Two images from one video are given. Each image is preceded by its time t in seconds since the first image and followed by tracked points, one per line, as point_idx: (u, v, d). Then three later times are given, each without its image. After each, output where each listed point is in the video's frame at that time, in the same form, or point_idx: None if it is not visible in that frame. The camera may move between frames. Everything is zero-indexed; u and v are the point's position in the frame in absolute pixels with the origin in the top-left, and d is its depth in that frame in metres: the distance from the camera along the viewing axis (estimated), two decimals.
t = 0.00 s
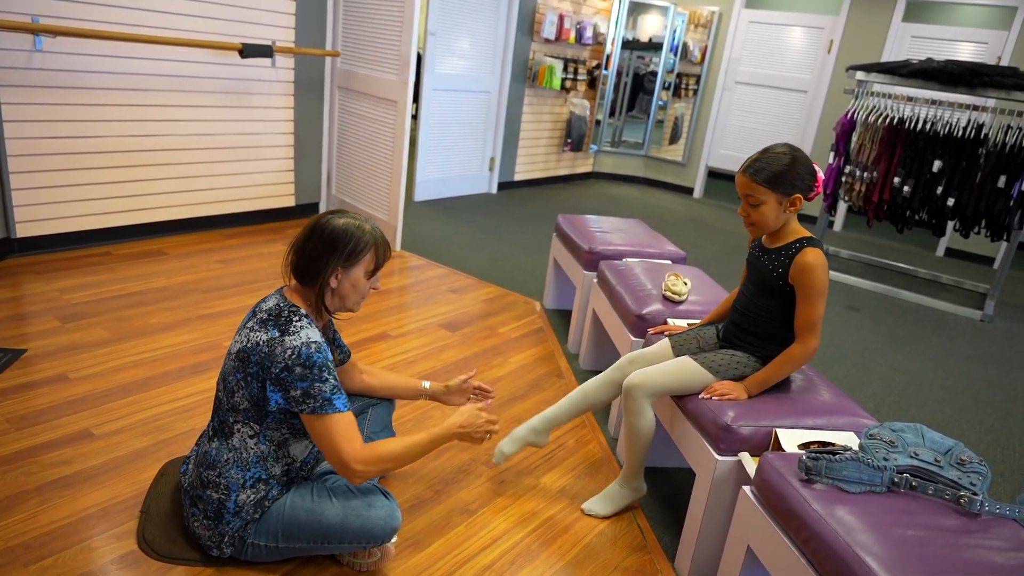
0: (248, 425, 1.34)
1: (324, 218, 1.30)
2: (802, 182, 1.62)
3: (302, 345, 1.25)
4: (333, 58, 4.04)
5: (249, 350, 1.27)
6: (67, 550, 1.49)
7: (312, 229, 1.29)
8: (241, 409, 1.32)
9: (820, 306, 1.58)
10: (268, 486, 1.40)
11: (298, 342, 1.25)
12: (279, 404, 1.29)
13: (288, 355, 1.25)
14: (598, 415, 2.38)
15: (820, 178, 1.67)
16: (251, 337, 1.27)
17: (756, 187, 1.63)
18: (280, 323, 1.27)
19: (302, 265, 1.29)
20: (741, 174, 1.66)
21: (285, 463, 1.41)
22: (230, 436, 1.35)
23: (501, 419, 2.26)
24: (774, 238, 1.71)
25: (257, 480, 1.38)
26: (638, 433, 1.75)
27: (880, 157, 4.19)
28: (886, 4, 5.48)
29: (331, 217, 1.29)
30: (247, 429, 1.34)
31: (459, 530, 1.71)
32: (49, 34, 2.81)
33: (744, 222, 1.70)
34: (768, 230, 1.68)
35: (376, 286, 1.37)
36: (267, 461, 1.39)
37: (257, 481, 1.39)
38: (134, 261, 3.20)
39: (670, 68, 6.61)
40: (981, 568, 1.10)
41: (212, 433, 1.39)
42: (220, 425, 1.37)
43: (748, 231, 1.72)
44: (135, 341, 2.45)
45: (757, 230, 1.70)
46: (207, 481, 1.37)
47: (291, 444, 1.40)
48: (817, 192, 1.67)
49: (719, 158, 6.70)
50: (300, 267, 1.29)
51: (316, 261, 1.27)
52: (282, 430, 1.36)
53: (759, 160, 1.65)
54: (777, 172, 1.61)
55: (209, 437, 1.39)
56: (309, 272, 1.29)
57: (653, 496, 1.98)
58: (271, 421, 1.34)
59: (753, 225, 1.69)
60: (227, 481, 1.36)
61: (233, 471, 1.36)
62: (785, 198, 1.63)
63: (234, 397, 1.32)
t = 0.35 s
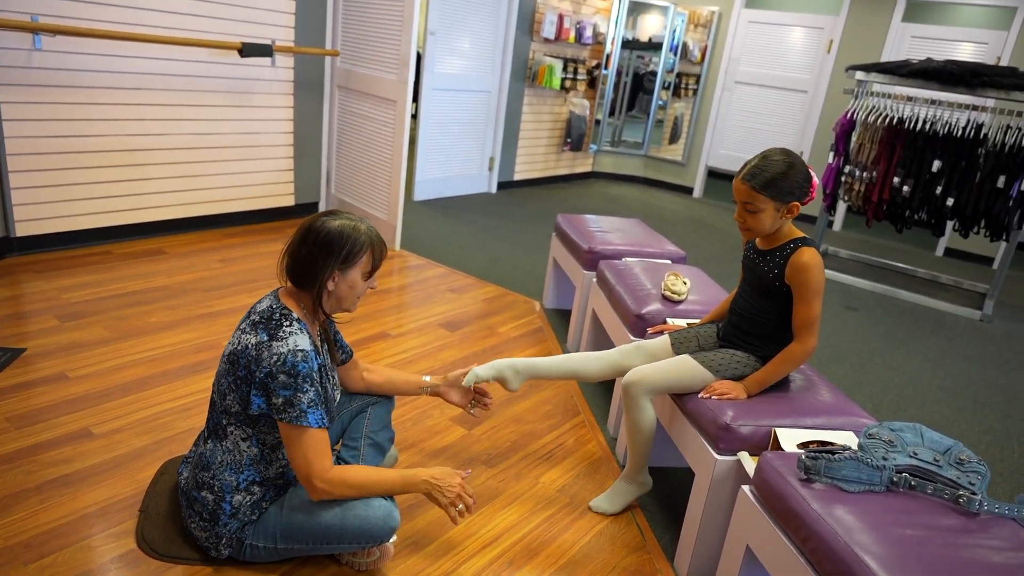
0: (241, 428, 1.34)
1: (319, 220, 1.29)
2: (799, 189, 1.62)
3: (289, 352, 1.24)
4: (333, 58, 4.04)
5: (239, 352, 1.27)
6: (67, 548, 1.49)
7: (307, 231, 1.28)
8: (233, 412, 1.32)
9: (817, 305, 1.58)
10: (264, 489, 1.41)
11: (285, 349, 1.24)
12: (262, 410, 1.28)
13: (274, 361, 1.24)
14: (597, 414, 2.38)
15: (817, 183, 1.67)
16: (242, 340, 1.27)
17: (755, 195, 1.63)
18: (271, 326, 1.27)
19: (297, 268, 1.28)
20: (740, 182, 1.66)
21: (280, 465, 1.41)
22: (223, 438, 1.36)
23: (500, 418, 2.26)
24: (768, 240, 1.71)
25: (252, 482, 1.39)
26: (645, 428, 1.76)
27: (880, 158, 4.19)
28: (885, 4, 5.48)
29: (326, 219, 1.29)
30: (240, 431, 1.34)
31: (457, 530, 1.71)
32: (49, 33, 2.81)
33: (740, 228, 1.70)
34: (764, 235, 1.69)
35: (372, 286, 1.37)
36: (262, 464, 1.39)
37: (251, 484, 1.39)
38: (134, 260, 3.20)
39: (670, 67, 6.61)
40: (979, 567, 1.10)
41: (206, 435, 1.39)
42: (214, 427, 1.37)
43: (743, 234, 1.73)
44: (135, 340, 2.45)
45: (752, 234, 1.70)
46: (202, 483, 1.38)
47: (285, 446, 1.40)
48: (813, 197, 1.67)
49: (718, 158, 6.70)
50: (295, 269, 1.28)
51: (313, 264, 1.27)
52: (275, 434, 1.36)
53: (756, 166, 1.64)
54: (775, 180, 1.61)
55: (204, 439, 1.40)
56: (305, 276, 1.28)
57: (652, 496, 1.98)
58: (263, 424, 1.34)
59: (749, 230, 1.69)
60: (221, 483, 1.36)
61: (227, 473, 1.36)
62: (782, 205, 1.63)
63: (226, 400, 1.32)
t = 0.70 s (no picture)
0: (243, 432, 1.34)
1: (311, 227, 1.28)
2: (800, 189, 1.62)
3: (289, 357, 1.24)
4: (332, 60, 4.04)
5: (240, 357, 1.27)
6: (67, 551, 1.49)
7: (301, 239, 1.27)
8: (235, 416, 1.32)
9: (815, 304, 1.58)
10: (265, 492, 1.41)
11: (285, 354, 1.24)
12: (264, 416, 1.29)
13: (275, 366, 1.24)
14: (597, 415, 2.37)
15: (817, 183, 1.67)
16: (243, 345, 1.28)
17: (758, 196, 1.63)
18: (271, 332, 1.27)
19: (294, 276, 1.28)
20: (741, 182, 1.65)
21: (282, 469, 1.40)
22: (226, 441, 1.36)
23: (501, 420, 2.26)
24: (769, 240, 1.71)
25: (253, 486, 1.38)
26: (644, 426, 1.76)
27: (880, 158, 4.19)
28: (885, 5, 5.49)
29: (318, 224, 1.28)
30: (242, 435, 1.34)
31: (458, 532, 1.71)
32: (50, 36, 2.81)
33: (741, 228, 1.70)
34: (766, 235, 1.69)
35: (371, 287, 1.37)
36: (263, 467, 1.39)
37: (252, 486, 1.39)
38: (134, 262, 3.20)
39: (670, 68, 6.61)
40: (980, 568, 1.10)
41: (208, 438, 1.39)
42: (216, 430, 1.37)
43: (744, 235, 1.73)
44: (135, 342, 2.45)
45: (753, 234, 1.71)
46: (203, 486, 1.38)
47: (287, 450, 1.39)
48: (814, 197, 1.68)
49: (718, 159, 6.70)
50: (292, 278, 1.28)
51: (310, 271, 1.26)
52: (277, 438, 1.36)
53: (758, 167, 1.64)
54: (777, 181, 1.61)
55: (206, 442, 1.40)
56: (303, 284, 1.28)
57: (653, 498, 1.98)
58: (266, 428, 1.33)
59: (749, 230, 1.69)
60: (223, 486, 1.36)
61: (229, 477, 1.36)
62: (784, 206, 1.63)
63: (228, 404, 1.32)
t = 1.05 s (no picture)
0: (245, 430, 1.34)
1: (308, 232, 1.26)
2: (806, 185, 1.62)
3: (289, 358, 1.24)
4: (334, 56, 4.04)
5: (240, 357, 1.28)
6: (70, 546, 1.50)
7: (299, 245, 1.26)
8: (236, 414, 1.32)
9: (818, 302, 1.58)
10: (267, 489, 1.41)
11: (285, 355, 1.24)
12: (265, 416, 1.29)
13: (275, 367, 1.24)
14: (599, 412, 2.38)
15: (823, 181, 1.68)
16: (243, 345, 1.28)
17: (764, 191, 1.63)
18: (271, 332, 1.27)
19: (296, 282, 1.27)
20: (748, 178, 1.65)
21: (284, 467, 1.40)
22: (228, 439, 1.36)
23: (502, 416, 2.26)
24: (774, 236, 1.71)
25: (255, 483, 1.39)
26: (644, 423, 1.76)
27: (882, 155, 4.18)
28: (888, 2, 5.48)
29: (315, 229, 1.26)
30: (243, 433, 1.34)
31: (460, 528, 1.71)
32: (52, 33, 2.81)
33: (747, 224, 1.69)
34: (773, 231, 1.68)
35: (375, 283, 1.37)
36: (265, 465, 1.39)
37: (254, 484, 1.39)
38: (136, 259, 3.20)
39: (671, 66, 6.61)
40: (982, 566, 1.10)
41: (211, 435, 1.40)
42: (218, 428, 1.37)
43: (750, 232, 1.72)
44: (137, 338, 2.46)
45: (758, 231, 1.70)
46: (206, 482, 1.38)
47: (289, 449, 1.39)
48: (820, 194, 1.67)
49: (720, 157, 6.70)
50: (294, 284, 1.27)
51: (312, 279, 1.26)
52: (279, 437, 1.36)
53: (764, 163, 1.64)
54: (783, 177, 1.61)
55: (208, 439, 1.40)
56: (307, 290, 1.27)
57: (655, 494, 1.98)
58: (267, 428, 1.33)
59: (754, 226, 1.69)
60: (225, 483, 1.37)
61: (230, 474, 1.36)
62: (790, 202, 1.63)
63: (230, 402, 1.32)
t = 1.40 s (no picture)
0: (245, 425, 1.34)
1: (309, 231, 1.24)
2: (810, 178, 1.62)
3: (288, 355, 1.24)
4: (335, 48, 4.02)
5: (240, 352, 1.28)
6: (71, 537, 1.50)
7: (302, 246, 1.24)
8: (236, 409, 1.32)
9: (823, 297, 1.58)
10: (268, 482, 1.41)
11: (285, 351, 1.24)
12: (264, 412, 1.29)
13: (274, 363, 1.24)
14: (599, 405, 2.38)
15: (828, 176, 1.67)
16: (243, 340, 1.28)
17: (766, 180, 1.63)
18: (270, 328, 1.27)
19: (303, 283, 1.26)
20: (752, 167, 1.65)
21: (284, 460, 1.40)
22: (228, 433, 1.36)
23: (503, 409, 2.26)
24: (778, 229, 1.71)
25: (255, 476, 1.39)
26: (646, 416, 1.76)
27: (885, 149, 4.17)
28: None
29: (315, 228, 1.24)
30: (244, 427, 1.34)
31: (460, 520, 1.72)
32: (52, 23, 2.80)
33: (749, 214, 1.70)
34: (774, 222, 1.68)
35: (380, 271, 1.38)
36: (265, 459, 1.39)
37: (254, 477, 1.39)
38: (137, 251, 3.20)
39: (673, 59, 6.57)
40: (982, 559, 1.10)
41: (212, 428, 1.40)
42: (219, 421, 1.37)
43: (752, 221, 1.73)
44: (138, 330, 2.46)
45: (760, 221, 1.70)
46: (206, 475, 1.38)
47: (289, 443, 1.39)
48: (825, 188, 1.67)
49: (721, 150, 6.68)
50: (301, 284, 1.26)
51: (320, 279, 1.25)
52: (279, 432, 1.36)
53: (769, 152, 1.64)
54: (788, 168, 1.61)
55: (209, 432, 1.41)
56: (316, 290, 1.27)
57: (655, 487, 1.99)
58: (267, 423, 1.33)
59: (758, 218, 1.69)
60: (225, 476, 1.37)
61: (231, 467, 1.37)
62: (792, 193, 1.63)
63: (230, 397, 1.32)
